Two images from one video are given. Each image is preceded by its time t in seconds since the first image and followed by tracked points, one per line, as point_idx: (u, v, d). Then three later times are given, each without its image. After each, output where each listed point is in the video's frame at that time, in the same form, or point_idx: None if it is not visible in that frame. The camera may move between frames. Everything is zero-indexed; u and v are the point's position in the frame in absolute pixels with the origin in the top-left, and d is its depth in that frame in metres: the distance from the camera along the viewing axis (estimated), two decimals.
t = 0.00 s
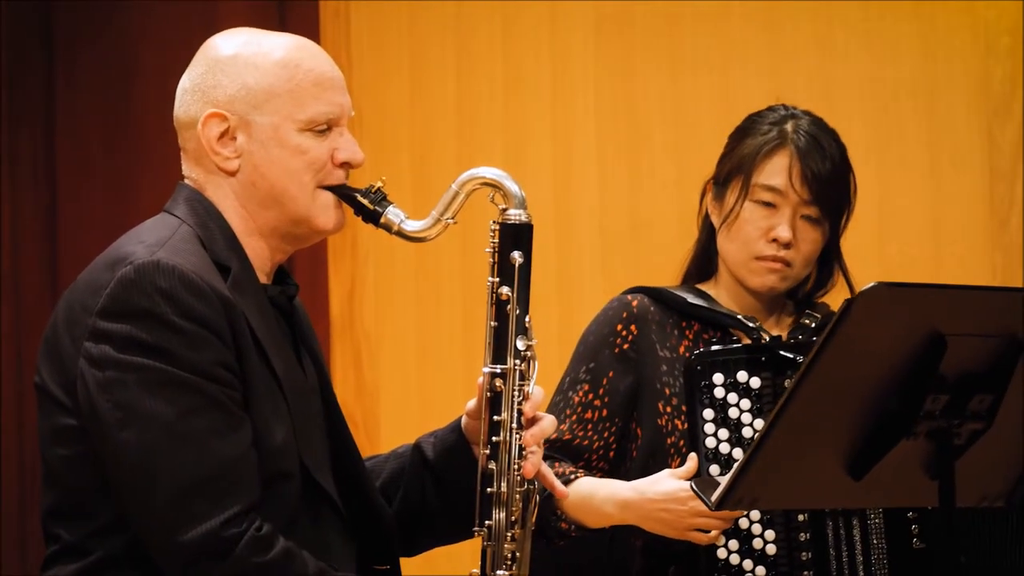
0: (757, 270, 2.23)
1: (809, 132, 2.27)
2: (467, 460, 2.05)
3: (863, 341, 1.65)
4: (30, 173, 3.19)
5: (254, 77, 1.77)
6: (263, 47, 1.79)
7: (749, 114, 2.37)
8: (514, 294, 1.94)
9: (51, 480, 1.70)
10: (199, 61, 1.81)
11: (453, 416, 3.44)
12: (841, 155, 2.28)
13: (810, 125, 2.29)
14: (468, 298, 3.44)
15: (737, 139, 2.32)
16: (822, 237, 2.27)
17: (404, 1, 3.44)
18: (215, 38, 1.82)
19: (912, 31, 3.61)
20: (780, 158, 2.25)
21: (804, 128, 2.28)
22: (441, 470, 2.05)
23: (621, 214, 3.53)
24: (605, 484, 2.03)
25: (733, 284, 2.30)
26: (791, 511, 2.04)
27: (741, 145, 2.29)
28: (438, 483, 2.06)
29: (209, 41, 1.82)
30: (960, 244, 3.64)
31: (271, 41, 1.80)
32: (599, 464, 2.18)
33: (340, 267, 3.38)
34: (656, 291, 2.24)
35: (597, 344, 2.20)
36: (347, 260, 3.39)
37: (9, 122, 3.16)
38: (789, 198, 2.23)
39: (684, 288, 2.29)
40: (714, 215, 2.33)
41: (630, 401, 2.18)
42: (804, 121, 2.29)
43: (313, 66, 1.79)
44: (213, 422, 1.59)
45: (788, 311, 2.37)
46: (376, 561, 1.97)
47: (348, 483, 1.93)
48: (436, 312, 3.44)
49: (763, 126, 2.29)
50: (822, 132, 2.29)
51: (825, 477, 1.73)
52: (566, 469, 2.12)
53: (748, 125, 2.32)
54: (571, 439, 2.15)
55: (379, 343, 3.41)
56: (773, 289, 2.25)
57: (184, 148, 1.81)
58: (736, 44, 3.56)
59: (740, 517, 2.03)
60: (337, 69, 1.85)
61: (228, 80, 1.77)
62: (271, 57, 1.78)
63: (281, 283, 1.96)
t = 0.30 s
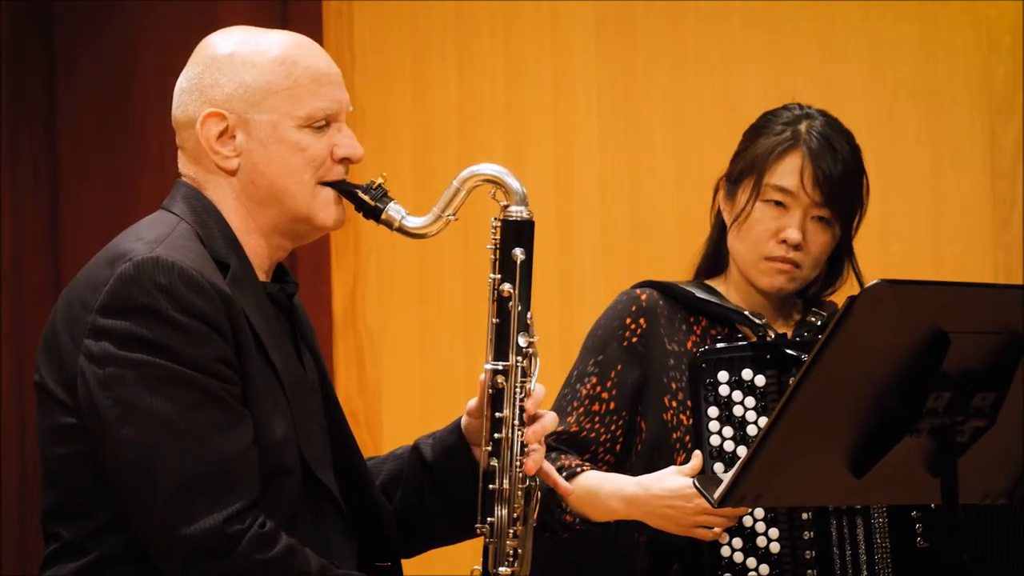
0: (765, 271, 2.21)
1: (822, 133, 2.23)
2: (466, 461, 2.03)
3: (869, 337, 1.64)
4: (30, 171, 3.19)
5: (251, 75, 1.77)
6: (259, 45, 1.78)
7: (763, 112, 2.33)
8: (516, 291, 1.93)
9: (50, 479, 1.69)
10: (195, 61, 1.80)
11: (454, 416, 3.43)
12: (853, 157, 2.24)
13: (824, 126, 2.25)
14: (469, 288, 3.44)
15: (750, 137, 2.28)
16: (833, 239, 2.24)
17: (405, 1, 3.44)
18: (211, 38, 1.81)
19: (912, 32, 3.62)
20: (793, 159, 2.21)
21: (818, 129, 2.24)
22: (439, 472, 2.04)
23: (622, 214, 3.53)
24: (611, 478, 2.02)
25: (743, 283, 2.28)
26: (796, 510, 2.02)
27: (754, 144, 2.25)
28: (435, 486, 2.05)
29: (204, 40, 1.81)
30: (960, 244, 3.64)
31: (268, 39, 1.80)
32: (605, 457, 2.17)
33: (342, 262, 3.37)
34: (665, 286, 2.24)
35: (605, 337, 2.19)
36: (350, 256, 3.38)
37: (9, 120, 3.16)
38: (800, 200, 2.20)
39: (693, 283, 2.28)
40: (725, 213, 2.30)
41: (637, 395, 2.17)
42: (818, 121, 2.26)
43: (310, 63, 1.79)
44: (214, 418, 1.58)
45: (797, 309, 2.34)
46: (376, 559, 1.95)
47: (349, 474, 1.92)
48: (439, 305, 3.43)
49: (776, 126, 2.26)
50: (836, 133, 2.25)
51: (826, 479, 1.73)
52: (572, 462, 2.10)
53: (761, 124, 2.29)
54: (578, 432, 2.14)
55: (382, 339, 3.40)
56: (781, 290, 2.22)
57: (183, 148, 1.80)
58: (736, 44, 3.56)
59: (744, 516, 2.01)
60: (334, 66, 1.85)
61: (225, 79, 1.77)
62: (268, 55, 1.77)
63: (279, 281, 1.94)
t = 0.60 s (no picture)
0: (769, 270, 2.21)
1: (827, 132, 2.23)
2: (473, 459, 2.04)
3: (870, 337, 1.64)
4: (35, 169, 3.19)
5: (245, 72, 1.76)
6: (251, 41, 1.78)
7: (769, 110, 2.33)
8: (533, 289, 1.93)
9: (53, 479, 1.69)
10: (188, 59, 1.80)
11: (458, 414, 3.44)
12: (858, 157, 2.24)
13: (830, 126, 2.24)
14: (475, 281, 3.45)
15: (755, 136, 2.28)
16: (837, 239, 2.24)
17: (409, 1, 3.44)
18: (203, 34, 1.81)
19: (917, 29, 3.61)
20: (797, 158, 2.21)
21: (823, 128, 2.23)
22: (445, 469, 2.04)
23: (627, 212, 3.53)
24: (616, 478, 2.02)
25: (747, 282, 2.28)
26: (799, 509, 2.02)
27: (759, 143, 2.25)
28: (441, 481, 2.05)
29: (196, 36, 1.81)
30: (964, 242, 3.64)
31: (260, 34, 1.79)
32: (609, 456, 2.17)
33: (346, 259, 3.38)
34: (670, 284, 2.24)
35: (610, 335, 2.19)
36: (354, 252, 3.38)
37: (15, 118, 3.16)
38: (805, 199, 2.20)
39: (697, 280, 2.28)
40: (730, 211, 2.30)
41: (641, 393, 2.17)
42: (823, 121, 2.25)
43: (303, 58, 1.79)
44: (221, 417, 1.59)
45: (801, 307, 2.35)
46: (379, 553, 1.95)
47: (352, 470, 1.93)
48: (444, 300, 3.45)
49: (781, 125, 2.25)
50: (841, 133, 2.24)
51: (828, 477, 1.73)
52: (576, 460, 2.10)
53: (766, 123, 2.28)
54: (581, 430, 2.14)
55: (386, 338, 3.40)
56: (785, 289, 2.23)
57: (179, 147, 1.80)
58: (741, 44, 3.56)
59: (746, 515, 2.02)
60: (328, 58, 1.84)
61: (219, 76, 1.77)
62: (261, 51, 1.77)
63: (278, 277, 1.94)
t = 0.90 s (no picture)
0: (776, 266, 2.20)
1: (833, 128, 2.22)
2: (480, 454, 2.04)
3: (875, 333, 1.64)
4: (46, 167, 3.20)
5: (257, 74, 1.71)
6: (265, 41, 1.73)
7: (775, 106, 2.32)
8: (547, 285, 1.93)
9: (53, 479, 1.64)
10: (201, 55, 1.74)
11: (467, 409, 3.45)
12: (864, 151, 2.23)
13: (835, 120, 2.24)
14: (484, 279, 3.46)
15: (761, 132, 2.27)
16: (843, 233, 2.24)
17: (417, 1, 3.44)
18: (217, 29, 1.75)
19: (927, 24, 3.60)
20: (803, 154, 2.20)
21: (828, 123, 2.23)
22: (450, 465, 2.04)
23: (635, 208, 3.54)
24: (621, 474, 2.02)
25: (754, 277, 2.27)
26: (804, 506, 2.02)
27: (765, 139, 2.25)
28: (445, 478, 2.05)
29: (211, 32, 1.76)
30: (975, 237, 3.63)
31: (275, 34, 1.74)
32: (616, 451, 2.17)
33: (355, 256, 3.37)
34: (676, 279, 2.23)
35: (617, 331, 2.19)
36: (363, 249, 3.38)
37: (25, 116, 3.17)
38: (810, 194, 2.19)
39: (703, 276, 2.28)
40: (737, 207, 2.29)
41: (647, 389, 2.17)
42: (829, 115, 2.24)
43: (318, 61, 1.74)
44: (232, 430, 1.56)
45: (807, 301, 2.35)
46: (379, 552, 1.94)
47: (353, 467, 1.91)
48: (452, 294, 3.45)
49: (786, 120, 2.25)
50: (847, 127, 2.23)
51: (834, 471, 1.72)
52: (581, 456, 2.10)
53: (771, 118, 2.28)
54: (588, 426, 2.14)
55: (394, 339, 3.41)
56: (791, 285, 2.22)
57: (187, 144, 1.76)
58: (749, 41, 3.55)
59: (752, 511, 2.02)
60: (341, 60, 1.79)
61: (231, 76, 1.72)
62: (275, 52, 1.72)
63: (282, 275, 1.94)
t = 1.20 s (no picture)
0: (779, 264, 2.20)
1: (836, 126, 2.22)
2: (474, 456, 2.03)
3: (877, 333, 1.64)
4: (50, 168, 3.21)
5: (268, 78, 1.68)
6: (277, 44, 1.70)
7: (777, 104, 2.32)
8: (539, 283, 1.94)
9: (55, 481, 1.62)
10: (212, 55, 1.72)
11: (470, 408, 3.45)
12: (866, 149, 2.23)
13: (837, 119, 2.23)
14: (485, 279, 3.46)
15: (763, 130, 2.27)
16: (846, 231, 2.24)
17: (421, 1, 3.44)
18: (229, 30, 1.72)
19: (931, 22, 3.60)
20: (806, 152, 2.20)
21: (831, 121, 2.22)
22: (444, 467, 2.03)
23: (639, 207, 3.53)
24: (624, 473, 2.02)
25: (757, 275, 2.27)
26: (807, 505, 2.02)
27: (767, 137, 2.25)
28: (438, 479, 2.04)
29: (223, 32, 1.73)
30: (978, 236, 3.62)
31: (288, 37, 1.71)
32: (620, 450, 2.17)
33: (358, 253, 3.38)
34: (680, 278, 2.23)
35: (620, 330, 2.19)
36: (366, 248, 3.39)
37: (29, 117, 3.18)
38: (813, 192, 2.19)
39: (707, 274, 2.27)
40: (740, 205, 2.29)
41: (650, 387, 2.17)
42: (831, 114, 2.24)
43: (330, 68, 1.71)
44: (232, 438, 1.55)
45: (810, 299, 2.35)
46: (379, 553, 1.91)
47: (353, 467, 1.88)
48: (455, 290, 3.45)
49: (789, 119, 2.25)
50: (849, 125, 2.23)
51: (836, 467, 1.72)
52: (585, 456, 2.10)
53: (774, 117, 2.28)
54: (592, 425, 2.13)
55: (398, 337, 3.41)
56: (794, 283, 2.22)
57: (194, 145, 1.73)
58: (753, 41, 3.55)
59: (755, 510, 2.01)
60: (353, 67, 1.76)
61: (242, 79, 1.69)
62: (287, 57, 1.69)
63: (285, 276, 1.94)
